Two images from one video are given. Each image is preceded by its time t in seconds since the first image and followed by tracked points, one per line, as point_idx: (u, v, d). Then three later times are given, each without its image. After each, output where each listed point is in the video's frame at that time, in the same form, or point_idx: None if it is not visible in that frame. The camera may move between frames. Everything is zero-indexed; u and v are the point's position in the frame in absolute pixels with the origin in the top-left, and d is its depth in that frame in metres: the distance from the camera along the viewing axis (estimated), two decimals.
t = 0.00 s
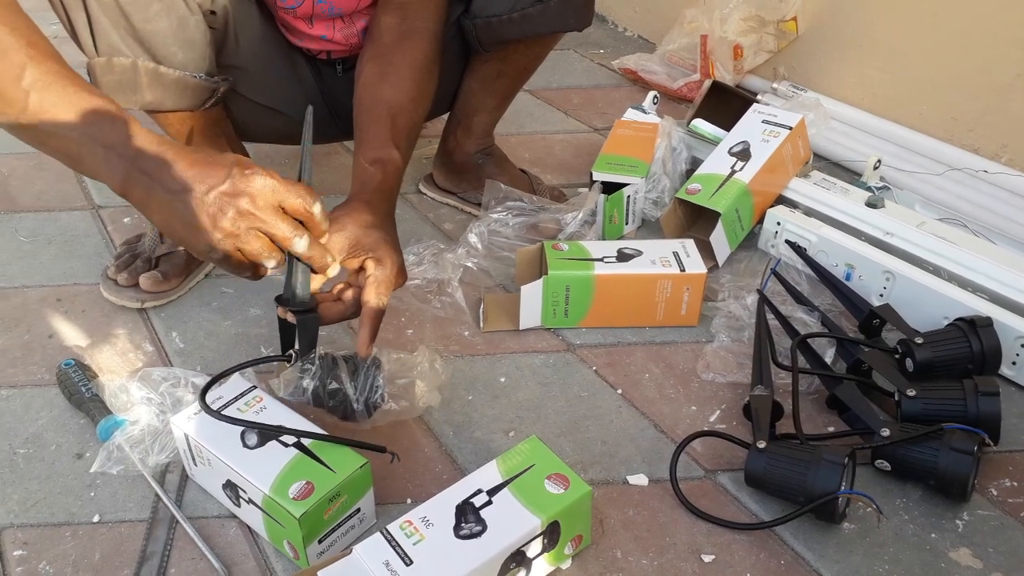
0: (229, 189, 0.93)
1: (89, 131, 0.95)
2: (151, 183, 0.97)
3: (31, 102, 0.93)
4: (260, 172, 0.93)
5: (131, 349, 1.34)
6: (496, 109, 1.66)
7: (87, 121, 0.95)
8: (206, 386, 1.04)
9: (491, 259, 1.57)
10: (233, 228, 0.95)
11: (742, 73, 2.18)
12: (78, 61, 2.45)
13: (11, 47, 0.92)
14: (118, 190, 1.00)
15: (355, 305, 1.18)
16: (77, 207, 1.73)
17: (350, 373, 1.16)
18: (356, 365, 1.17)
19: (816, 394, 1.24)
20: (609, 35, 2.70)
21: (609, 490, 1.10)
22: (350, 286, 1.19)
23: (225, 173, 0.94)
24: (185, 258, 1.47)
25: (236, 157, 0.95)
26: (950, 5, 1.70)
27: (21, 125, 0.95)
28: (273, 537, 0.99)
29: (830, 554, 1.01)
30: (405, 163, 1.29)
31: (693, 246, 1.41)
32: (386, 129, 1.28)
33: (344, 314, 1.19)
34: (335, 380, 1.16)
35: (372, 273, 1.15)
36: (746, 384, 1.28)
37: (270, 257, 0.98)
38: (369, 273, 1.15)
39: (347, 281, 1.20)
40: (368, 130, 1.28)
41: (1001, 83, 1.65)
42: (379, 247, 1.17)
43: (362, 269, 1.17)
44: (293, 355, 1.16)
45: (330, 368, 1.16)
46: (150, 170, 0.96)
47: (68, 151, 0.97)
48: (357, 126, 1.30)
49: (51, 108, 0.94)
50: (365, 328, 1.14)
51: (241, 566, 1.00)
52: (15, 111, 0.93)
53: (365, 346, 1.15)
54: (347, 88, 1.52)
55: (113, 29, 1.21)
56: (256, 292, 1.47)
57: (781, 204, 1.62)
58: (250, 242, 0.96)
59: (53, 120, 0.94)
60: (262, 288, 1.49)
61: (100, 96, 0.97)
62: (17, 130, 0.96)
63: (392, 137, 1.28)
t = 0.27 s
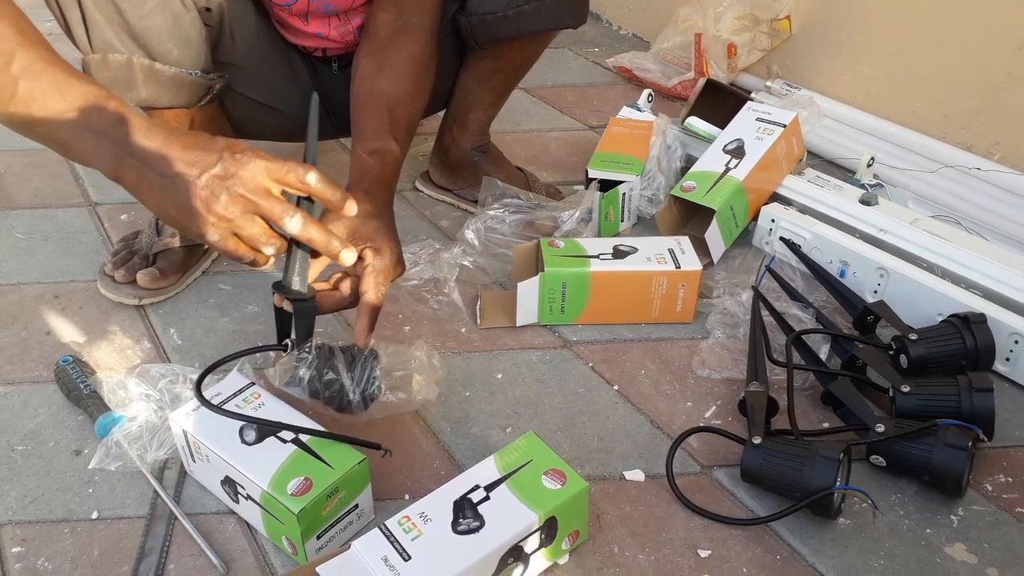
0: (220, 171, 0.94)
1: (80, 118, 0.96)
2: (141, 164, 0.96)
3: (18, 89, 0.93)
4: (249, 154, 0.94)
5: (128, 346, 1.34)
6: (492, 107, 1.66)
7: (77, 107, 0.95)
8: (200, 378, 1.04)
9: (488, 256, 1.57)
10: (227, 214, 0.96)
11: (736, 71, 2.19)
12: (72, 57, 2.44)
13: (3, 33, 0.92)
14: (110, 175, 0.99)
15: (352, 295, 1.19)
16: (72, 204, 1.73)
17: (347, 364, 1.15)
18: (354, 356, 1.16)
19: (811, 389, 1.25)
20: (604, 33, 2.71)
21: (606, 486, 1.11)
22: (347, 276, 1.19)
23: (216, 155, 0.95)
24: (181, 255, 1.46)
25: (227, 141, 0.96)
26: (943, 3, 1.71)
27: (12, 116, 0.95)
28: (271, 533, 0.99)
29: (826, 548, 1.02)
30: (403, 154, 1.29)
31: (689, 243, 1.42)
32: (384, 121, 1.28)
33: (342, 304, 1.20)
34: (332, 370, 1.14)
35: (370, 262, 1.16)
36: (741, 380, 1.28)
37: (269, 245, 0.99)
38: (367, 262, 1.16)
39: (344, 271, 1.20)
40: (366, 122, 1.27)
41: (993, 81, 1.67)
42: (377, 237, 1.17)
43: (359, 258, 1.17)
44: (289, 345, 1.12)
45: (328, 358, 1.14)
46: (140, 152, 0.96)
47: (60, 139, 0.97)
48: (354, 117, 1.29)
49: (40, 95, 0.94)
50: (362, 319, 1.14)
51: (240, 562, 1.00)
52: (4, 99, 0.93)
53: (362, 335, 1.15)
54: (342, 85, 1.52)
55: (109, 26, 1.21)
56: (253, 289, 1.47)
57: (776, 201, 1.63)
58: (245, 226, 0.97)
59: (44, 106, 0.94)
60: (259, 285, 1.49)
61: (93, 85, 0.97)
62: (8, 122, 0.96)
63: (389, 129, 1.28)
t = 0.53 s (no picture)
0: (215, 171, 0.92)
1: (83, 117, 0.95)
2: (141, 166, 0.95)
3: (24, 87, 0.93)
4: (250, 156, 0.92)
5: (125, 341, 1.34)
6: (492, 103, 1.66)
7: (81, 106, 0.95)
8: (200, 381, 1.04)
9: (486, 253, 1.57)
10: (219, 214, 0.92)
11: (737, 68, 2.18)
12: (71, 51, 2.43)
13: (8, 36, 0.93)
14: (111, 178, 0.98)
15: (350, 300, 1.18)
16: (70, 199, 1.72)
17: (344, 366, 1.17)
18: (350, 358, 1.17)
19: (809, 387, 1.25)
20: (604, 30, 2.70)
21: (603, 483, 1.11)
22: (346, 279, 1.19)
23: (214, 156, 0.93)
24: (179, 250, 1.46)
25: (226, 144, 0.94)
26: (945, 2, 1.70)
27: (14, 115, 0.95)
28: (268, 529, 0.99)
29: (823, 546, 1.02)
30: (402, 155, 1.29)
31: (688, 241, 1.42)
32: (382, 120, 1.27)
33: (340, 308, 1.19)
34: (330, 373, 1.17)
35: (367, 266, 1.15)
36: (739, 378, 1.28)
37: (254, 250, 0.95)
38: (365, 267, 1.15)
39: (344, 274, 1.19)
40: (365, 122, 1.27)
41: (994, 80, 1.66)
42: (375, 240, 1.16)
43: (358, 262, 1.16)
44: (287, 348, 1.14)
45: (325, 361, 1.17)
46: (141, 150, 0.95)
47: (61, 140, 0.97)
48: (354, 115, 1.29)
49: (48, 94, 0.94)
50: (359, 320, 1.13)
51: (236, 558, 1.00)
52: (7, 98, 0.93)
53: (360, 340, 1.14)
54: (342, 81, 1.51)
55: (108, 19, 1.21)
56: (251, 285, 1.47)
57: (775, 199, 1.63)
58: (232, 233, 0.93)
59: (48, 106, 0.94)
60: (256, 281, 1.48)
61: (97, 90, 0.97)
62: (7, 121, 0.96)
63: (388, 129, 1.27)
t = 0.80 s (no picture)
0: (212, 143, 0.90)
1: (82, 106, 0.96)
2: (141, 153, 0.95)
3: (24, 78, 0.94)
4: (246, 126, 0.91)
5: (122, 340, 1.34)
6: (489, 101, 1.66)
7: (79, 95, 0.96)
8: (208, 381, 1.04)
9: (484, 252, 1.57)
10: (217, 185, 0.89)
11: (734, 66, 2.19)
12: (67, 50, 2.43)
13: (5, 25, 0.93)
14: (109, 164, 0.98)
15: (354, 299, 1.18)
16: (67, 198, 1.72)
17: (351, 368, 1.14)
18: (358, 359, 1.15)
19: (807, 385, 1.25)
20: (601, 27, 2.70)
21: (601, 481, 1.11)
22: (350, 280, 1.18)
23: (211, 130, 0.92)
24: (177, 249, 1.46)
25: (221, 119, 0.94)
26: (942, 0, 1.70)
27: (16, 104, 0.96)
28: (266, 527, 0.99)
29: (821, 544, 1.02)
30: (403, 152, 1.29)
31: (686, 239, 1.42)
32: (382, 117, 1.27)
33: (344, 309, 1.18)
34: (336, 375, 1.14)
35: (369, 266, 1.15)
36: (737, 376, 1.28)
37: (255, 222, 0.91)
38: (367, 266, 1.15)
39: (348, 275, 1.19)
40: (365, 118, 1.27)
41: (991, 77, 1.66)
42: (377, 240, 1.16)
43: (361, 262, 1.17)
44: (292, 351, 1.14)
45: (331, 363, 1.14)
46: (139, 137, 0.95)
47: (62, 127, 0.97)
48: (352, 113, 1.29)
49: (49, 85, 0.95)
50: (363, 321, 1.13)
51: (234, 557, 1.00)
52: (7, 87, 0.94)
53: (366, 340, 1.15)
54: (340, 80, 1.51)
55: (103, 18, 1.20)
56: (249, 284, 1.47)
57: (773, 197, 1.63)
58: (231, 203, 0.90)
59: (46, 95, 0.95)
60: (254, 279, 1.48)
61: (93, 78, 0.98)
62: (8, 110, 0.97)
63: (388, 126, 1.27)
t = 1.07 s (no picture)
0: (219, 129, 0.90)
1: (82, 93, 0.96)
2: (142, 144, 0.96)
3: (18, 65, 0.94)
4: (252, 110, 0.90)
5: (120, 337, 1.33)
6: (487, 98, 1.66)
7: (80, 84, 0.96)
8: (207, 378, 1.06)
9: (483, 249, 1.57)
10: (226, 168, 0.89)
11: (733, 63, 2.18)
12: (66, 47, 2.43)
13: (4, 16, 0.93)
14: (116, 153, 0.99)
15: (355, 296, 1.18)
16: (64, 195, 1.72)
17: (351, 365, 1.14)
18: (357, 357, 1.14)
19: (806, 382, 1.25)
20: (600, 24, 2.70)
21: (599, 478, 1.11)
22: (350, 276, 1.19)
23: (218, 116, 0.92)
24: (174, 246, 1.46)
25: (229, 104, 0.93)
26: None
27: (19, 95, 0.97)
28: (263, 525, 0.99)
29: (819, 541, 1.02)
30: (403, 148, 1.28)
31: (684, 236, 1.42)
32: (382, 113, 1.27)
33: (345, 306, 1.19)
34: (335, 372, 1.14)
35: (371, 262, 1.15)
36: (736, 373, 1.28)
37: (265, 205, 0.91)
38: (369, 262, 1.15)
39: (348, 271, 1.20)
40: (365, 115, 1.26)
41: (989, 74, 1.66)
42: (378, 236, 1.17)
43: (362, 259, 1.17)
44: (293, 347, 1.14)
45: (330, 361, 1.14)
46: (139, 126, 0.95)
47: (67, 117, 0.99)
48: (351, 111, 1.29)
49: (45, 73, 0.95)
50: (364, 317, 1.14)
51: (232, 554, 1.00)
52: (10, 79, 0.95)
53: (365, 337, 1.15)
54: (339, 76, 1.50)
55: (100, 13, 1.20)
56: (246, 281, 1.47)
57: (771, 194, 1.63)
58: (243, 185, 0.90)
59: (47, 84, 0.96)
60: (252, 276, 1.48)
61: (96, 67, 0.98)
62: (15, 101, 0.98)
63: (386, 122, 1.27)
